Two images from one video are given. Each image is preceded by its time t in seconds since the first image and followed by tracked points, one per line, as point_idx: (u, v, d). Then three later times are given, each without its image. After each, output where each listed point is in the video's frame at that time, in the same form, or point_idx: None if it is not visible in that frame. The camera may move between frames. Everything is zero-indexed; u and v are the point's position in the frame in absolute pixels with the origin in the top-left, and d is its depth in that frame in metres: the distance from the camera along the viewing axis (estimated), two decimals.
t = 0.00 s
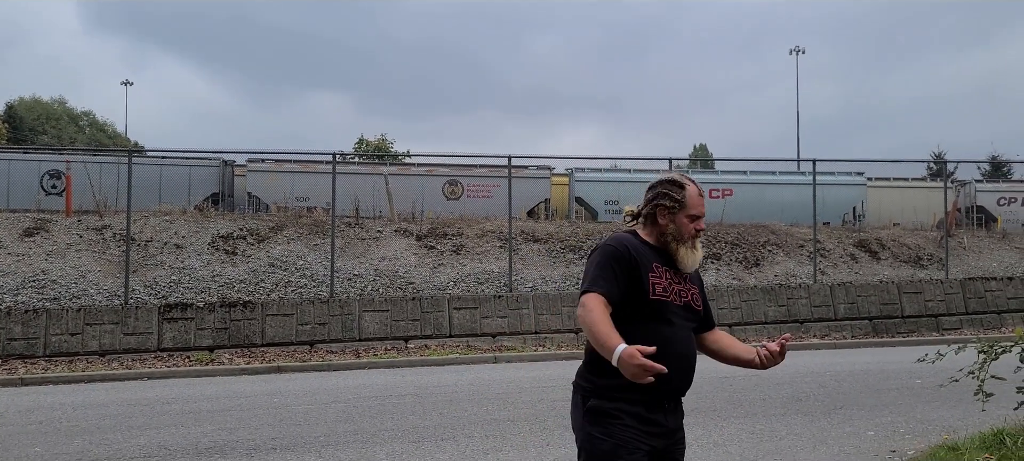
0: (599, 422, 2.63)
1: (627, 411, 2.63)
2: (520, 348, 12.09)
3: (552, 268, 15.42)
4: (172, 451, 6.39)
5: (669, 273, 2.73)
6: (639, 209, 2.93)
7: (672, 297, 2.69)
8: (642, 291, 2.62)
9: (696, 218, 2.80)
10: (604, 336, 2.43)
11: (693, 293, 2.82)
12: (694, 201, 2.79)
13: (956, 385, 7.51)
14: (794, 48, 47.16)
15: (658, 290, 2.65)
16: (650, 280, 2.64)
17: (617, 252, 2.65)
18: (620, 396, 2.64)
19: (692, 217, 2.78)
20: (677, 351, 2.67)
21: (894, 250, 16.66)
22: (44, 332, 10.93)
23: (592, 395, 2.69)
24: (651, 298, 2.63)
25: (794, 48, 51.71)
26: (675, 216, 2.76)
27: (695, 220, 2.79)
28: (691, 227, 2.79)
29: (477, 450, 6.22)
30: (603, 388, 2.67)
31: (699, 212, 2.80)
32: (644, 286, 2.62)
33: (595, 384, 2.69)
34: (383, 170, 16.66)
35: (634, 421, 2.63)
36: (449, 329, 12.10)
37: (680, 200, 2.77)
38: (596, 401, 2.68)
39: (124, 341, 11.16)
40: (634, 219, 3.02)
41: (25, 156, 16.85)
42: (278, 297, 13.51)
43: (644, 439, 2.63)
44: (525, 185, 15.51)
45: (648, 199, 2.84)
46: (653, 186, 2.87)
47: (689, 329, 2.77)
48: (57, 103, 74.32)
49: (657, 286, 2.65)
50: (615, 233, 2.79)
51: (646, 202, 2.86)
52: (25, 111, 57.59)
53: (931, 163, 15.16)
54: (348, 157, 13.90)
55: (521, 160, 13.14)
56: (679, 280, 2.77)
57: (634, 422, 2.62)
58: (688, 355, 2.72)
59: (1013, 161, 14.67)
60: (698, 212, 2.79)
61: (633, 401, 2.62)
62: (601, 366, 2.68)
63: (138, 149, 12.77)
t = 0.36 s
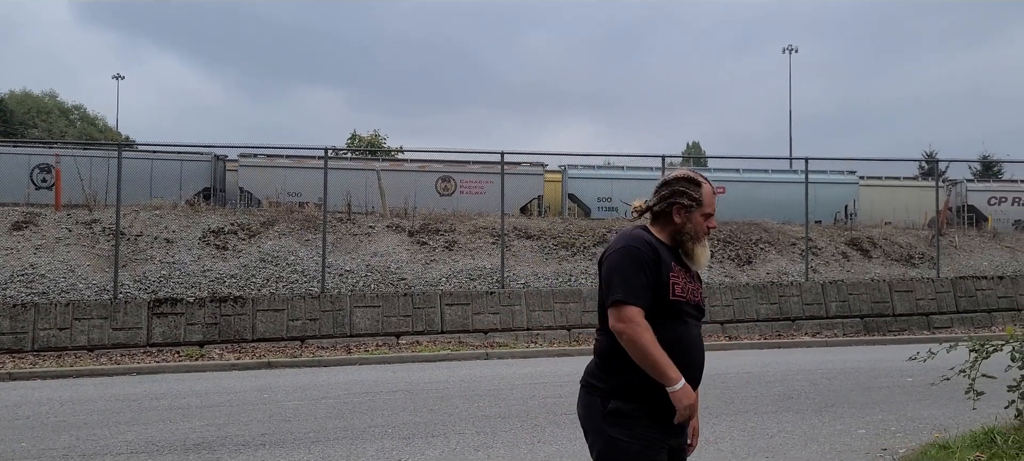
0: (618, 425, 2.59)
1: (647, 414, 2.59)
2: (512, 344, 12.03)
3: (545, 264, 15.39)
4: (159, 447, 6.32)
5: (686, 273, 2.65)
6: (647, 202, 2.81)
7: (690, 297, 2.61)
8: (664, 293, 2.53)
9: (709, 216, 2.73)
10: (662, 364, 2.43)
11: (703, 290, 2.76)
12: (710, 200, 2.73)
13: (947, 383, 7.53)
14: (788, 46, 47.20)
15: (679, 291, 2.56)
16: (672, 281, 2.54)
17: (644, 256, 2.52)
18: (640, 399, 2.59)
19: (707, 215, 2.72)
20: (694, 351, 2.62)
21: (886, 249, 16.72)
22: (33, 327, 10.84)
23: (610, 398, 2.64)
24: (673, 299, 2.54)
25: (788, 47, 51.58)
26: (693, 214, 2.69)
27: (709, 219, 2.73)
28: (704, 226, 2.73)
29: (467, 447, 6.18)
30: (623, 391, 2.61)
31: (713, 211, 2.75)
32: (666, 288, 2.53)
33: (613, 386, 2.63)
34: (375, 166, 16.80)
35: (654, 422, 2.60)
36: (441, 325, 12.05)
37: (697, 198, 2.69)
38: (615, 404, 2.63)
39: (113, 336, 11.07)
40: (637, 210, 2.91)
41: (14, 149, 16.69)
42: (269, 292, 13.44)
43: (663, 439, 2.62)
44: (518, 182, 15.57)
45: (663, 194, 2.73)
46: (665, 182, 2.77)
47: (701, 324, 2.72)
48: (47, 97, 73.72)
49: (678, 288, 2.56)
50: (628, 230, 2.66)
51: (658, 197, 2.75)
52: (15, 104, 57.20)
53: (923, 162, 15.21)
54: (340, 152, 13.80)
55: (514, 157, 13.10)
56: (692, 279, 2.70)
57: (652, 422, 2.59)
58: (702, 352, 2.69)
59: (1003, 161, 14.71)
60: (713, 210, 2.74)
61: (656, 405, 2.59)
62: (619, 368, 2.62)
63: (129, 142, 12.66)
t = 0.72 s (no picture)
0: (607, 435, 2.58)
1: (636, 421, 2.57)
2: (470, 343, 11.96)
3: (504, 264, 15.34)
4: (108, 448, 6.11)
5: (665, 273, 2.61)
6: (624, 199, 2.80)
7: (674, 300, 2.59)
8: (645, 298, 2.52)
9: (683, 212, 2.65)
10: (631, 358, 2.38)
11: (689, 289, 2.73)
12: (682, 195, 2.64)
13: (898, 383, 7.72)
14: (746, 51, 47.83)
15: (661, 295, 2.55)
16: (652, 285, 2.53)
17: (619, 259, 2.51)
18: (628, 406, 2.57)
19: (678, 212, 2.64)
20: (681, 355, 2.60)
21: (838, 251, 17.10)
22: None
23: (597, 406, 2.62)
24: (655, 304, 2.53)
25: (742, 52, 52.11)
26: (662, 210, 2.63)
27: (683, 215, 2.66)
28: (679, 222, 2.66)
29: (427, 447, 6.11)
30: (609, 398, 2.60)
31: (688, 207, 2.66)
32: (646, 293, 2.51)
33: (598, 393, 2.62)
34: (332, 163, 17.22)
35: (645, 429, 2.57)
36: (398, 324, 11.92)
37: (666, 193, 2.63)
38: (603, 413, 2.61)
39: (58, 333, 10.70)
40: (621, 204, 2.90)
41: None
42: (222, 290, 13.13)
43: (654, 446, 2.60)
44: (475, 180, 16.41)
45: (633, 191, 2.71)
46: (636, 179, 2.72)
47: (688, 328, 2.70)
48: None
49: (660, 292, 2.54)
50: (601, 233, 2.68)
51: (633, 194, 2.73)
52: None
53: (873, 167, 15.62)
54: (297, 148, 13.55)
55: (475, 155, 13.03)
56: (673, 278, 2.66)
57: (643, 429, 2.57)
58: (689, 357, 2.67)
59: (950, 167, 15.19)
60: (687, 206, 2.65)
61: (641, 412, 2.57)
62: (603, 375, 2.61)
63: (77, 134, 12.25)
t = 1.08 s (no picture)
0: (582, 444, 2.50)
1: (602, 440, 2.51)
2: (397, 345, 11.81)
3: (434, 265, 15.23)
4: (16, 456, 5.75)
5: (622, 287, 2.52)
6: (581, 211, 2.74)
7: (632, 314, 2.52)
8: (600, 316, 2.45)
9: (627, 219, 2.54)
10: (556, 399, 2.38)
11: (653, 300, 2.64)
12: (626, 202, 2.54)
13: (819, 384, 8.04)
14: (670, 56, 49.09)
15: (617, 311, 2.47)
16: (607, 303, 2.45)
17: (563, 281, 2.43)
18: (593, 426, 2.51)
19: (621, 219, 2.54)
20: (644, 370, 2.53)
21: (759, 254, 17.71)
22: None
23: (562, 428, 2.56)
24: (611, 322, 2.46)
25: (668, 58, 53.25)
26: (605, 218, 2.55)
27: (629, 223, 2.54)
28: (624, 231, 2.55)
29: (357, 451, 5.99)
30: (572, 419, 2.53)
31: (635, 215, 2.55)
32: (600, 312, 2.44)
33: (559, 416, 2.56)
34: (256, 160, 15.49)
35: (613, 447, 2.52)
36: (324, 326, 11.66)
37: (608, 200, 2.55)
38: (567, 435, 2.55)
39: None
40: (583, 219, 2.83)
41: None
42: (137, 290, 12.57)
43: None
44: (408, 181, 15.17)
45: (586, 201, 2.66)
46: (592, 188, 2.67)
47: (653, 340, 2.63)
48: None
49: (615, 308, 2.47)
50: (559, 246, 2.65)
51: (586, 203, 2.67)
52: None
53: (792, 173, 16.24)
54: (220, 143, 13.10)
55: (406, 155, 12.86)
56: (634, 290, 2.56)
57: (611, 447, 2.51)
58: (655, 370, 2.60)
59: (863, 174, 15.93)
60: (632, 214, 2.54)
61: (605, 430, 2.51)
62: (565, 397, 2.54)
63: None
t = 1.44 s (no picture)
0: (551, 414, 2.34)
1: (535, 445, 2.38)
2: (315, 347, 11.51)
3: (353, 265, 14.94)
4: None
5: (559, 285, 2.45)
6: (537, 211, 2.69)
7: (566, 313, 2.43)
8: (525, 313, 2.40)
9: (568, 219, 2.47)
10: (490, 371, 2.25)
11: (603, 298, 2.52)
12: (567, 201, 2.47)
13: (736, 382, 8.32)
14: (592, 60, 49.48)
15: (546, 308, 2.41)
16: (533, 299, 2.40)
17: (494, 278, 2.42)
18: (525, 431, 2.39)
19: (562, 219, 2.47)
20: (581, 371, 2.40)
21: (677, 255, 18.26)
22: None
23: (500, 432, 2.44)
24: (538, 319, 2.40)
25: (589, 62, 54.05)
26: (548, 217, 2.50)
27: (571, 223, 2.47)
28: (565, 230, 2.48)
29: (277, 456, 5.78)
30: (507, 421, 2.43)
31: (577, 213, 2.48)
32: (525, 308, 2.40)
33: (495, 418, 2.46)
34: (166, 155, 14.41)
35: (547, 454, 2.38)
36: (238, 327, 11.25)
37: (551, 199, 2.49)
38: (501, 438, 2.44)
39: None
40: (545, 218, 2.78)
41: None
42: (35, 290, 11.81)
43: None
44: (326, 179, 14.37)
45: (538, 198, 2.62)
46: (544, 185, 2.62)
47: (599, 342, 2.48)
48: None
49: (543, 305, 2.40)
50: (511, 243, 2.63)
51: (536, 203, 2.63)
52: None
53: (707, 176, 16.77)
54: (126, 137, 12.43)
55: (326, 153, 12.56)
56: (576, 288, 2.48)
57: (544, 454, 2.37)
58: (598, 373, 2.44)
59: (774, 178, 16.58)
60: (573, 213, 2.47)
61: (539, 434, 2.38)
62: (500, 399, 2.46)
63: None
